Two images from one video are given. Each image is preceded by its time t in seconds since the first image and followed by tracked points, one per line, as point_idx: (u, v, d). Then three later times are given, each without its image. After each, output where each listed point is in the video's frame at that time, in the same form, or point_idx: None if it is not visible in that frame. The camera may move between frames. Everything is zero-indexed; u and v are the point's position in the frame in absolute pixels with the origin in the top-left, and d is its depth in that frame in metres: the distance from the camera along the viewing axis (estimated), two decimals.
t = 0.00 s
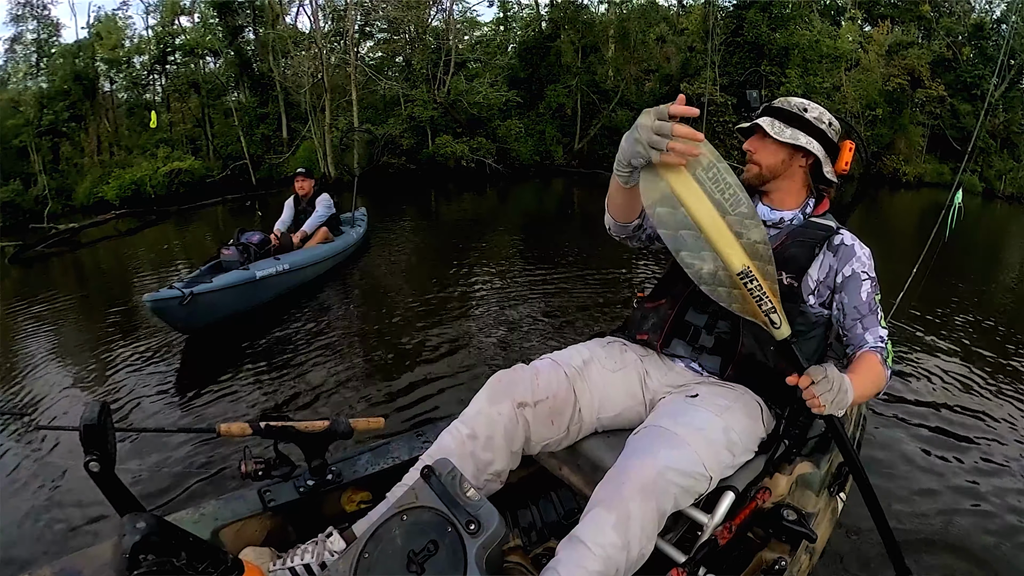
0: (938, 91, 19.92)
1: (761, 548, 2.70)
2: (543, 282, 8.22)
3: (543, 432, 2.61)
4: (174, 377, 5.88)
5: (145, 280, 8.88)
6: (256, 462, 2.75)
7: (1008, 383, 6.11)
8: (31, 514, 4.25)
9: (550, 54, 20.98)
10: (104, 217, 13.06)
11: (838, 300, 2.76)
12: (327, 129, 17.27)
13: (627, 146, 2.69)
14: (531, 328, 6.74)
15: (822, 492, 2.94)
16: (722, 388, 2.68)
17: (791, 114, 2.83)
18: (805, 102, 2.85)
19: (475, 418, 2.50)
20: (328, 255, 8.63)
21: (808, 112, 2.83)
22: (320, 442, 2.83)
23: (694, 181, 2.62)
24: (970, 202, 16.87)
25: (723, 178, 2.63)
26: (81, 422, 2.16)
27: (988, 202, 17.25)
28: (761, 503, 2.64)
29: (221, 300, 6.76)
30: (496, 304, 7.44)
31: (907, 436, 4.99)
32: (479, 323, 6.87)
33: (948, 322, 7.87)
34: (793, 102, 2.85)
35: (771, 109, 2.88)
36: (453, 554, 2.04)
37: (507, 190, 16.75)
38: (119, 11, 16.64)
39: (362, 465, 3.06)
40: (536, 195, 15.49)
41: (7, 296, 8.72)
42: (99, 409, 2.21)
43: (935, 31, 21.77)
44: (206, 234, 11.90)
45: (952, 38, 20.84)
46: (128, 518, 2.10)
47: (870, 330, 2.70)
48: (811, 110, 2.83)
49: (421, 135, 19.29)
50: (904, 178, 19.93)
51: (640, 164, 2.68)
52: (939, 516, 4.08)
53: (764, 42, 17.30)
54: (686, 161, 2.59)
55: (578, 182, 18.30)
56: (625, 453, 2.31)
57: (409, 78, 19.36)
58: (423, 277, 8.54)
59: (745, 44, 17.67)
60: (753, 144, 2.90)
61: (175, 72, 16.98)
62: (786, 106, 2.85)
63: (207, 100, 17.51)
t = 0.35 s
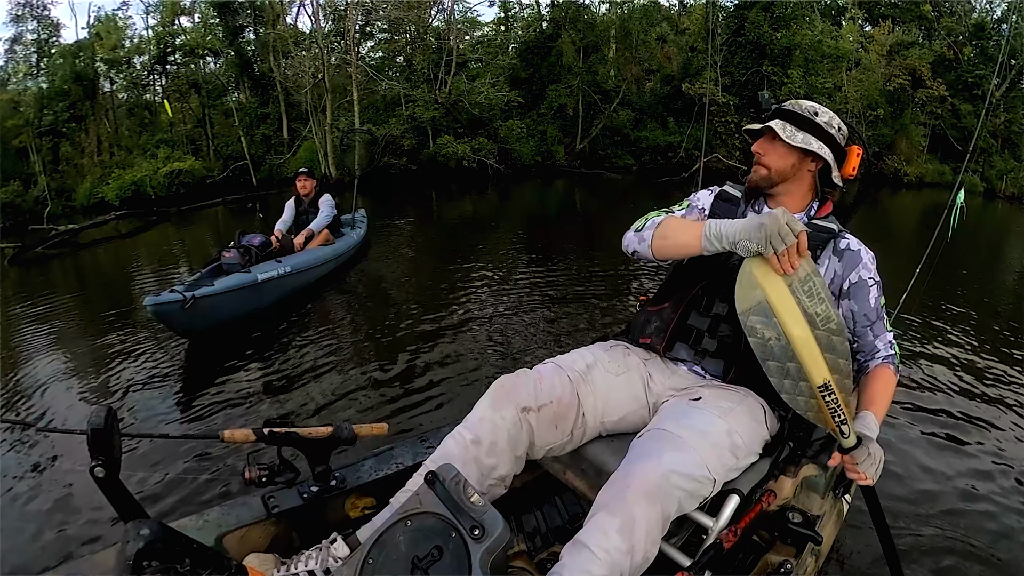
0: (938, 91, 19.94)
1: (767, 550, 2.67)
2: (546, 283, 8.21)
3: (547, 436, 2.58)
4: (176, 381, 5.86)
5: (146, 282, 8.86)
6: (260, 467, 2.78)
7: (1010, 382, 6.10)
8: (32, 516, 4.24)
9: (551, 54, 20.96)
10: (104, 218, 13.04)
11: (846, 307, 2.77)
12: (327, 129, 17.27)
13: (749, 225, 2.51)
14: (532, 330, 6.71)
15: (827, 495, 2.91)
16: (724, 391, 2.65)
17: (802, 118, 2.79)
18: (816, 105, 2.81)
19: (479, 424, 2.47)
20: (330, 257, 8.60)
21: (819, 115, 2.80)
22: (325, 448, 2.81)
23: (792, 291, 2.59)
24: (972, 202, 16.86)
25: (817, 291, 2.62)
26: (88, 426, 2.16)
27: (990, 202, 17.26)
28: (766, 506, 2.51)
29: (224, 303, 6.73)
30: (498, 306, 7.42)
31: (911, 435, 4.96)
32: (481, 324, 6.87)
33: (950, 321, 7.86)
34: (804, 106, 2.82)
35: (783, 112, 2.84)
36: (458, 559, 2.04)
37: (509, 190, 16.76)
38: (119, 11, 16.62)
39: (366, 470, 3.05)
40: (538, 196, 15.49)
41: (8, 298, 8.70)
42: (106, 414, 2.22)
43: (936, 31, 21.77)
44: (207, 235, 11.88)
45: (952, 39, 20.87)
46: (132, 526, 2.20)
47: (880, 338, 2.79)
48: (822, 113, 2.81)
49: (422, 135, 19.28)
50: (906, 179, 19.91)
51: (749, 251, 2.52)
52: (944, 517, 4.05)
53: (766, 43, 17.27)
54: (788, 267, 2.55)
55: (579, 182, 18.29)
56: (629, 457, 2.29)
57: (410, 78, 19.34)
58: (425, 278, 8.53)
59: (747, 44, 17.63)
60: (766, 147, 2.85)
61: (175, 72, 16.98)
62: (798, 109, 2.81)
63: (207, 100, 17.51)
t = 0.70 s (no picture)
0: (939, 91, 19.96)
1: (754, 543, 2.63)
2: (545, 282, 8.20)
3: (540, 422, 2.58)
4: (175, 379, 5.88)
5: (145, 281, 8.86)
6: (253, 450, 2.83)
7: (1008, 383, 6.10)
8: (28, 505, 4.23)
9: (551, 54, 20.93)
10: (104, 218, 13.02)
11: (843, 310, 2.75)
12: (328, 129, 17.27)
13: (803, 319, 2.40)
14: (530, 329, 6.70)
15: (817, 489, 2.90)
16: (718, 383, 2.64)
17: (800, 112, 2.77)
18: (813, 98, 2.79)
19: (472, 408, 2.47)
20: (329, 254, 8.58)
21: (816, 108, 2.78)
22: (317, 432, 2.84)
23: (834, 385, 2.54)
24: (972, 203, 16.85)
25: (858, 386, 2.59)
26: (81, 408, 2.16)
27: (990, 202, 17.25)
28: (754, 498, 2.58)
29: (225, 302, 6.70)
30: (498, 305, 7.40)
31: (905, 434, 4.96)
32: (479, 323, 6.86)
33: (949, 321, 7.86)
34: (801, 99, 2.79)
35: (780, 107, 2.83)
36: (447, 546, 2.02)
37: (510, 190, 16.74)
38: (119, 11, 16.60)
39: (360, 454, 3.03)
40: (539, 195, 15.48)
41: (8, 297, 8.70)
42: (100, 395, 2.23)
43: (937, 31, 21.76)
44: (207, 234, 11.88)
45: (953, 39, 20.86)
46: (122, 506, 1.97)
47: (874, 346, 2.77)
48: (819, 106, 2.78)
49: (422, 135, 19.28)
50: (906, 179, 19.90)
51: (792, 340, 2.45)
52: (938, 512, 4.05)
53: (767, 42, 17.22)
54: (826, 372, 2.50)
55: (579, 182, 18.28)
56: (621, 448, 2.26)
57: (411, 78, 19.32)
58: (424, 277, 8.53)
59: (748, 44, 17.60)
60: (767, 143, 2.84)
61: (175, 72, 16.97)
62: (795, 103, 2.80)
63: (207, 100, 17.51)
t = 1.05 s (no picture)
0: (939, 91, 19.99)
1: (734, 528, 2.60)
2: (542, 280, 8.20)
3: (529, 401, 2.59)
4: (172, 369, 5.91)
5: (144, 278, 8.88)
6: (242, 421, 2.91)
7: (1005, 381, 6.09)
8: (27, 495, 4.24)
9: (552, 53, 20.94)
10: (104, 217, 13.02)
11: (840, 304, 2.73)
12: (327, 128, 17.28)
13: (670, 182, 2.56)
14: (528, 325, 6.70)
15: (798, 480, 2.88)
16: (708, 370, 2.64)
17: (797, 101, 2.76)
18: (810, 88, 2.78)
19: (462, 384, 2.48)
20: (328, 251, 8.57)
21: (814, 99, 2.77)
22: (306, 402, 2.85)
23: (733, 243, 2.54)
24: (972, 202, 16.86)
25: (765, 245, 2.53)
26: (70, 376, 2.12)
27: (990, 202, 17.26)
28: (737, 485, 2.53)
29: (224, 296, 6.67)
30: (496, 302, 7.38)
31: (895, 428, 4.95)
32: (476, 319, 6.85)
33: (947, 320, 7.86)
34: (797, 89, 2.80)
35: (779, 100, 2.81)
36: (433, 520, 2.04)
37: (510, 189, 16.74)
38: (120, 11, 16.63)
39: (348, 427, 3.04)
40: (539, 195, 15.48)
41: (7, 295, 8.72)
42: (89, 365, 2.19)
43: (936, 31, 21.78)
44: (206, 233, 11.90)
45: (953, 39, 20.88)
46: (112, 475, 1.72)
47: (873, 343, 2.71)
48: (817, 97, 2.78)
49: (423, 134, 19.29)
50: (907, 179, 19.92)
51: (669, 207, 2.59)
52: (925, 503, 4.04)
53: (767, 42, 17.21)
54: (712, 224, 2.52)
55: (579, 182, 18.29)
56: (609, 431, 2.26)
57: (411, 78, 19.32)
58: (421, 275, 8.54)
59: (748, 44, 17.60)
60: (768, 137, 2.82)
61: (175, 72, 16.99)
62: (794, 95, 2.78)
63: (207, 100, 17.54)
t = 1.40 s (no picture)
0: (940, 91, 19.97)
1: (744, 534, 2.58)
2: (543, 281, 8.18)
3: (535, 409, 2.56)
4: (174, 373, 5.92)
5: (144, 280, 8.87)
6: (248, 431, 2.85)
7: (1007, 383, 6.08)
8: (33, 509, 4.27)
9: (553, 53, 20.92)
10: (103, 217, 13.02)
11: (841, 310, 2.70)
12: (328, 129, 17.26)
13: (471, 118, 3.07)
14: (530, 326, 6.69)
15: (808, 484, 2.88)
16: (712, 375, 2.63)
17: (802, 114, 2.73)
18: (817, 97, 2.73)
19: (468, 393, 2.44)
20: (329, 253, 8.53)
21: (821, 109, 2.73)
22: (313, 411, 2.82)
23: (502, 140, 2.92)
24: (974, 203, 16.84)
25: (526, 133, 2.92)
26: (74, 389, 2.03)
27: (992, 202, 17.25)
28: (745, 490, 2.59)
29: (226, 299, 6.66)
30: (498, 304, 7.38)
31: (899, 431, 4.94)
32: (476, 321, 6.85)
33: (950, 321, 7.84)
34: (804, 99, 2.75)
35: (785, 115, 2.76)
36: (440, 529, 2.00)
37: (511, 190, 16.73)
38: (120, 11, 16.61)
39: (353, 437, 3.03)
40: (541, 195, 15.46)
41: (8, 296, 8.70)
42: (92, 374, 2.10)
43: (938, 31, 21.76)
44: (207, 233, 11.88)
45: (955, 39, 20.87)
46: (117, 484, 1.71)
47: (878, 347, 2.59)
48: (823, 105, 2.74)
49: (424, 135, 19.28)
50: (908, 179, 19.92)
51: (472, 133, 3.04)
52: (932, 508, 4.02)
53: (769, 42, 17.18)
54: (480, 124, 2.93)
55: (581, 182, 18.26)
56: (614, 437, 2.23)
57: (412, 78, 19.30)
58: (422, 276, 8.53)
59: (750, 43, 17.59)
60: (776, 154, 2.80)
61: (175, 72, 16.97)
62: (800, 108, 2.74)
63: (207, 100, 17.52)
